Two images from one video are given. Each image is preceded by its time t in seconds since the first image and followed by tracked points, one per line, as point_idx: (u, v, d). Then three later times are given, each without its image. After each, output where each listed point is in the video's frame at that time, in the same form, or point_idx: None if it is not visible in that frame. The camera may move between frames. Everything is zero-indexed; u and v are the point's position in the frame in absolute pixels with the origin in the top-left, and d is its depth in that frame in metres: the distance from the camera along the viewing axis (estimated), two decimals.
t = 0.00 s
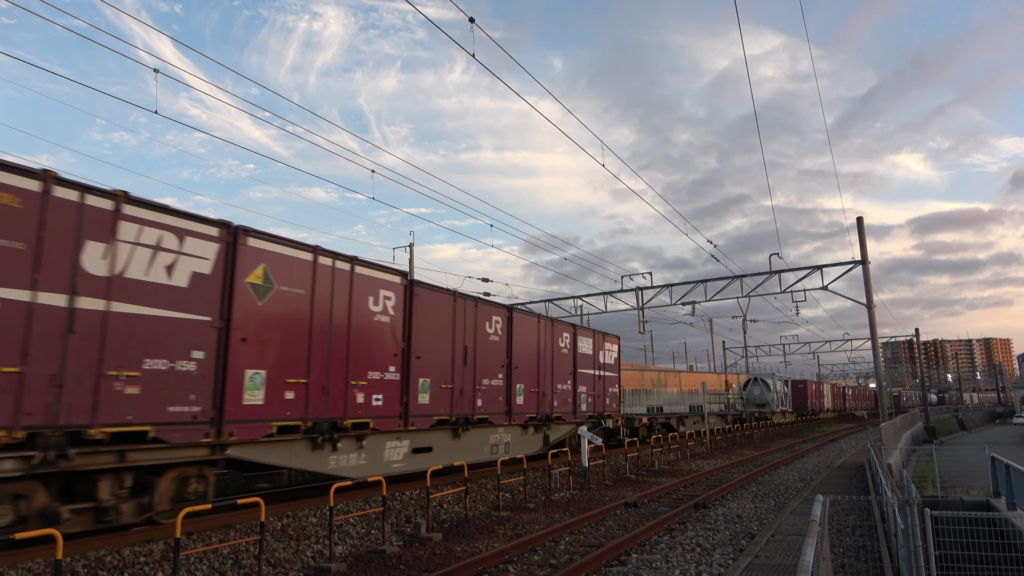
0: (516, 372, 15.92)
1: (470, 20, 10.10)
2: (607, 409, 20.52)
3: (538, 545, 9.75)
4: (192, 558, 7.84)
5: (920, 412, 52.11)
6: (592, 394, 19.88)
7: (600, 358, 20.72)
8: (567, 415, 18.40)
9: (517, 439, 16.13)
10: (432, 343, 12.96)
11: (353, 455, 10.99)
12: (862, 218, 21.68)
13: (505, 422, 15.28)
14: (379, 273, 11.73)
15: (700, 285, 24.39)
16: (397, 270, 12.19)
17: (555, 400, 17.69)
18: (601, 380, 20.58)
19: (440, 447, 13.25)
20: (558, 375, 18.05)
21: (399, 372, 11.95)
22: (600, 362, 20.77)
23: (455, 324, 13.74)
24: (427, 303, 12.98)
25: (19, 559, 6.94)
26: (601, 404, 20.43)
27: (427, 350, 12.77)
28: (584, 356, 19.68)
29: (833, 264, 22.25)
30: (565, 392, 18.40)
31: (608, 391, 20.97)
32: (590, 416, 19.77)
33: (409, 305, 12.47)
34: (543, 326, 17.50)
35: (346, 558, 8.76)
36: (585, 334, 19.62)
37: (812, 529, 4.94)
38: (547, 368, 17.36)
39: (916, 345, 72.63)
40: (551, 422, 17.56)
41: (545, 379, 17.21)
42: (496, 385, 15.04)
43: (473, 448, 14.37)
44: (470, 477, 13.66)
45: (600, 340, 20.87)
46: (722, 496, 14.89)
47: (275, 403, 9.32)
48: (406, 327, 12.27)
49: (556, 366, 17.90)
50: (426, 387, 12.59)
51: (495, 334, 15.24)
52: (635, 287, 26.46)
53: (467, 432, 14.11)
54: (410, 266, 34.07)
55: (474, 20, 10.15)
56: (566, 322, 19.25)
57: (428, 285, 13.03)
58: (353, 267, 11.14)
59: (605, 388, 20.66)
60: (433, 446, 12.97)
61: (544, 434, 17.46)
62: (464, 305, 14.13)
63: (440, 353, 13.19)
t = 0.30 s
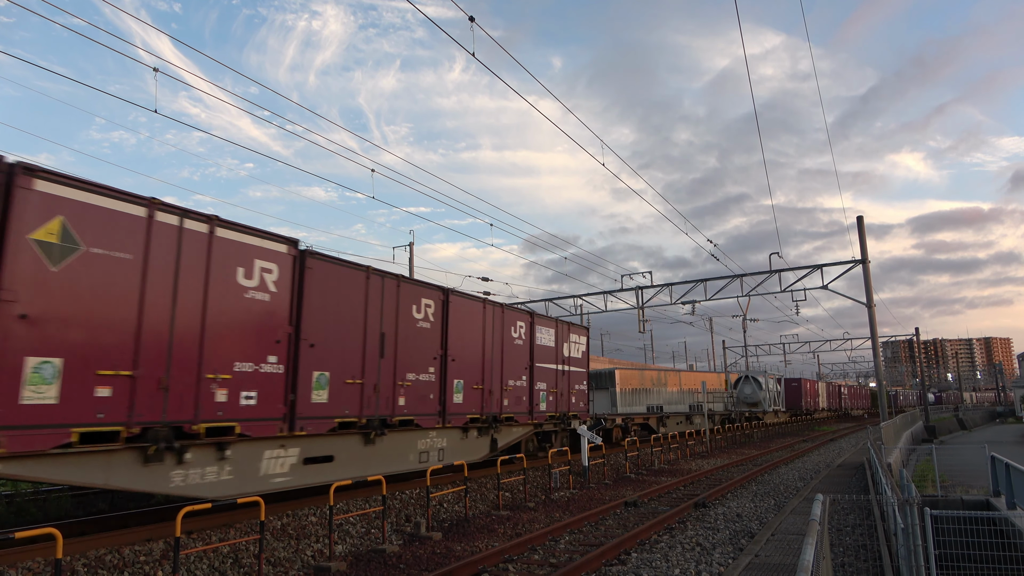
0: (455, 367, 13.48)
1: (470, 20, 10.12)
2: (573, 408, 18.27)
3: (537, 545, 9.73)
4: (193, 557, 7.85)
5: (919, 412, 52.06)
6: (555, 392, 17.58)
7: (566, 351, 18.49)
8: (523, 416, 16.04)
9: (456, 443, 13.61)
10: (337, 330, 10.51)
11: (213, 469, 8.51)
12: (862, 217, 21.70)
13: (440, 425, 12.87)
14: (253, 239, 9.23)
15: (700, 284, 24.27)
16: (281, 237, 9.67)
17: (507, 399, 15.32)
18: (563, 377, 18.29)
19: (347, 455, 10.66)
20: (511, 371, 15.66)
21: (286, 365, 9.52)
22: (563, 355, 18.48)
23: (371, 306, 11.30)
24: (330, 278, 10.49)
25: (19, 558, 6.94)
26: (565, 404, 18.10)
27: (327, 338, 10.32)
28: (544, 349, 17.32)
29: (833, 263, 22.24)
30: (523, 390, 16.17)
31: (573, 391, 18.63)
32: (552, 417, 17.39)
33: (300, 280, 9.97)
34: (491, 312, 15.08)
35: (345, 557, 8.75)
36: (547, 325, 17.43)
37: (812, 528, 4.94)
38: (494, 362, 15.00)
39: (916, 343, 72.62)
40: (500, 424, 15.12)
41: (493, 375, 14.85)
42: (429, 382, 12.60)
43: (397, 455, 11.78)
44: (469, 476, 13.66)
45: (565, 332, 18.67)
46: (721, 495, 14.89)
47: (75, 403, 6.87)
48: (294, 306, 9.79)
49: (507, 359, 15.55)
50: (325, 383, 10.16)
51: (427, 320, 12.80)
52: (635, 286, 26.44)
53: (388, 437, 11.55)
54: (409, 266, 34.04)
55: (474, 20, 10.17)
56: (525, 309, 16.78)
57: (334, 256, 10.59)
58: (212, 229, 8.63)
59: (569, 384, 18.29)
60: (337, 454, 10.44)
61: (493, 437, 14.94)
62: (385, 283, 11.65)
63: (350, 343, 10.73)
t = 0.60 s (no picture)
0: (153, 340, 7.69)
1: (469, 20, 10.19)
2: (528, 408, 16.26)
3: (537, 544, 9.73)
4: (193, 556, 7.85)
5: (919, 411, 52.03)
6: (504, 389, 15.38)
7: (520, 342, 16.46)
8: (463, 418, 13.77)
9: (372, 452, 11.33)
10: (188, 308, 8.14)
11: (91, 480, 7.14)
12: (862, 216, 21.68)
13: (344, 430, 10.48)
14: (49, 185, 6.84)
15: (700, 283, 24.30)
16: (96, 184, 7.26)
17: (439, 397, 12.99)
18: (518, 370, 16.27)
19: (199, 469, 8.31)
20: (447, 365, 13.36)
21: (98, 354, 7.08)
22: (515, 347, 16.17)
23: (243, 285, 8.96)
24: (174, 242, 8.07)
25: (20, 557, 6.94)
26: (517, 402, 15.95)
27: (177, 323, 8.00)
28: (490, 340, 14.98)
29: (833, 262, 22.24)
30: (464, 387, 13.91)
31: (526, 387, 16.49)
32: (499, 416, 15.13)
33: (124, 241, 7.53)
34: (418, 294, 12.66)
35: (346, 557, 8.74)
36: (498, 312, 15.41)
37: (812, 527, 4.94)
38: (424, 353, 12.67)
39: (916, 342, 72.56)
40: (432, 428, 12.79)
41: (423, 369, 12.57)
42: (329, 376, 10.25)
43: (278, 469, 9.44)
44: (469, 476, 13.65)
45: (518, 321, 16.42)
46: (721, 494, 14.89)
47: None
48: (117, 274, 7.39)
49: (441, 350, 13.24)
50: (163, 376, 7.76)
51: (61, 252, 6.85)
52: (635, 286, 26.46)
53: (262, 448, 9.19)
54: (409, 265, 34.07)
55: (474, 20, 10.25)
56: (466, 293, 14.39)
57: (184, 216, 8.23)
58: None
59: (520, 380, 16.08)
60: (184, 467, 8.11)
61: (421, 444, 12.60)
62: (264, 252, 9.38)
63: (209, 326, 8.39)
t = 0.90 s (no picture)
0: None
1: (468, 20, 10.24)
2: (466, 410, 14.10)
3: (538, 544, 9.75)
4: (194, 556, 7.86)
5: (919, 410, 51.95)
6: (434, 385, 13.16)
7: (459, 331, 14.29)
8: (378, 421, 11.57)
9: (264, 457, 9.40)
10: None
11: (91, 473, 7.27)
12: (862, 214, 21.67)
13: (193, 439, 8.22)
14: None
15: (700, 282, 24.44)
16: None
17: (342, 396, 10.76)
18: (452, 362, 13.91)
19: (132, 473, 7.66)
20: (355, 356, 11.16)
21: None
22: (450, 338, 13.92)
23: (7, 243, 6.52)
24: None
25: (21, 557, 6.95)
26: (453, 401, 13.73)
27: None
28: (415, 328, 12.78)
29: (834, 262, 22.24)
30: (380, 384, 11.71)
31: (463, 384, 14.23)
32: (426, 419, 12.85)
33: None
34: (313, 271, 10.45)
35: (346, 557, 8.74)
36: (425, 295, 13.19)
37: (812, 526, 4.92)
38: (322, 342, 10.50)
39: (917, 341, 72.46)
40: (332, 434, 10.58)
41: (321, 360, 10.40)
42: (171, 368, 8.02)
43: (126, 477, 7.55)
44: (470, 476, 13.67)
45: (455, 307, 14.20)
46: (721, 493, 14.87)
47: None
48: None
49: (347, 338, 11.04)
50: None
51: None
52: (636, 286, 26.48)
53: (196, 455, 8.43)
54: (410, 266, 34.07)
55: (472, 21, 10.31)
56: (383, 270, 12.16)
57: None
58: None
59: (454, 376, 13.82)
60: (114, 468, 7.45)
61: (316, 453, 10.37)
62: (56, 205, 6.99)
63: None
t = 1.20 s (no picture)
0: None
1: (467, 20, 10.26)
2: (383, 411, 11.87)
3: (538, 543, 9.75)
4: (194, 556, 7.86)
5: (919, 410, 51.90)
6: (333, 381, 10.83)
7: (377, 317, 12.05)
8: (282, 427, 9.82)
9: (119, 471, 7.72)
10: None
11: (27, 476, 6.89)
12: (862, 214, 21.67)
13: None
14: None
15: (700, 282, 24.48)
16: None
17: (191, 394, 8.53)
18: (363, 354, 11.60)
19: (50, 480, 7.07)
20: (215, 345, 8.94)
21: None
22: (361, 324, 11.67)
23: None
24: None
25: (21, 556, 6.95)
26: (362, 401, 11.43)
27: None
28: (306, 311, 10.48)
29: (834, 262, 22.23)
30: (254, 379, 9.45)
31: (380, 380, 11.93)
32: (321, 423, 10.56)
33: None
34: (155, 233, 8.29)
35: (346, 556, 8.74)
36: (325, 270, 10.91)
37: (811, 526, 4.92)
38: (160, 324, 8.22)
39: (917, 341, 72.41)
40: (172, 442, 8.30)
41: (156, 349, 8.14)
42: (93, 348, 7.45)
43: None
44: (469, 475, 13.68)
45: (374, 288, 12.02)
46: (721, 493, 14.87)
47: None
48: None
49: (199, 322, 8.74)
50: (19, 370, 6.76)
51: None
52: (636, 286, 26.50)
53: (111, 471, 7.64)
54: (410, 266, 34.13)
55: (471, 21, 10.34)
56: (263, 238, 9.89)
57: None
58: None
59: (363, 370, 11.54)
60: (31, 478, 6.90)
61: (147, 470, 8.06)
62: None
63: None
